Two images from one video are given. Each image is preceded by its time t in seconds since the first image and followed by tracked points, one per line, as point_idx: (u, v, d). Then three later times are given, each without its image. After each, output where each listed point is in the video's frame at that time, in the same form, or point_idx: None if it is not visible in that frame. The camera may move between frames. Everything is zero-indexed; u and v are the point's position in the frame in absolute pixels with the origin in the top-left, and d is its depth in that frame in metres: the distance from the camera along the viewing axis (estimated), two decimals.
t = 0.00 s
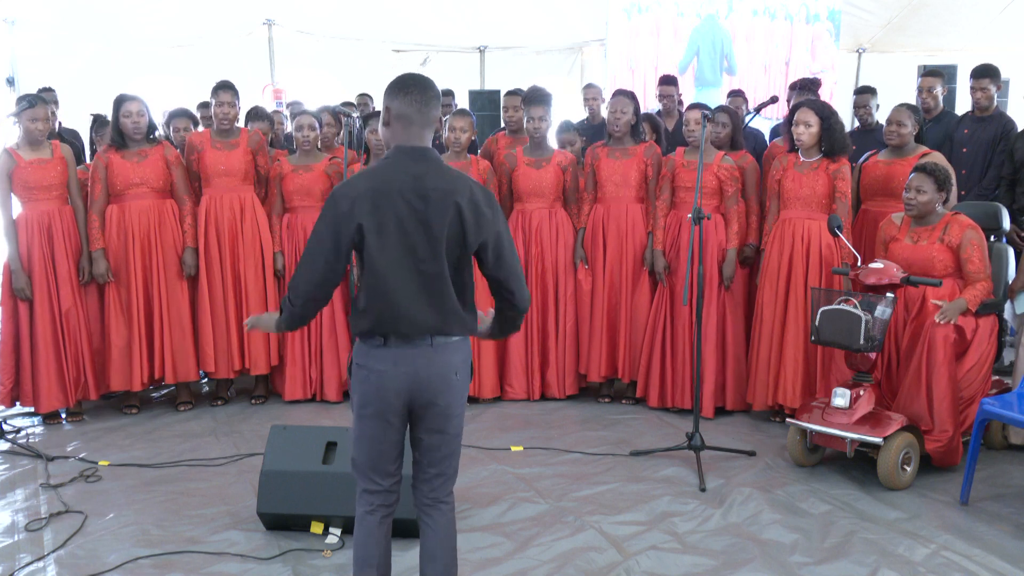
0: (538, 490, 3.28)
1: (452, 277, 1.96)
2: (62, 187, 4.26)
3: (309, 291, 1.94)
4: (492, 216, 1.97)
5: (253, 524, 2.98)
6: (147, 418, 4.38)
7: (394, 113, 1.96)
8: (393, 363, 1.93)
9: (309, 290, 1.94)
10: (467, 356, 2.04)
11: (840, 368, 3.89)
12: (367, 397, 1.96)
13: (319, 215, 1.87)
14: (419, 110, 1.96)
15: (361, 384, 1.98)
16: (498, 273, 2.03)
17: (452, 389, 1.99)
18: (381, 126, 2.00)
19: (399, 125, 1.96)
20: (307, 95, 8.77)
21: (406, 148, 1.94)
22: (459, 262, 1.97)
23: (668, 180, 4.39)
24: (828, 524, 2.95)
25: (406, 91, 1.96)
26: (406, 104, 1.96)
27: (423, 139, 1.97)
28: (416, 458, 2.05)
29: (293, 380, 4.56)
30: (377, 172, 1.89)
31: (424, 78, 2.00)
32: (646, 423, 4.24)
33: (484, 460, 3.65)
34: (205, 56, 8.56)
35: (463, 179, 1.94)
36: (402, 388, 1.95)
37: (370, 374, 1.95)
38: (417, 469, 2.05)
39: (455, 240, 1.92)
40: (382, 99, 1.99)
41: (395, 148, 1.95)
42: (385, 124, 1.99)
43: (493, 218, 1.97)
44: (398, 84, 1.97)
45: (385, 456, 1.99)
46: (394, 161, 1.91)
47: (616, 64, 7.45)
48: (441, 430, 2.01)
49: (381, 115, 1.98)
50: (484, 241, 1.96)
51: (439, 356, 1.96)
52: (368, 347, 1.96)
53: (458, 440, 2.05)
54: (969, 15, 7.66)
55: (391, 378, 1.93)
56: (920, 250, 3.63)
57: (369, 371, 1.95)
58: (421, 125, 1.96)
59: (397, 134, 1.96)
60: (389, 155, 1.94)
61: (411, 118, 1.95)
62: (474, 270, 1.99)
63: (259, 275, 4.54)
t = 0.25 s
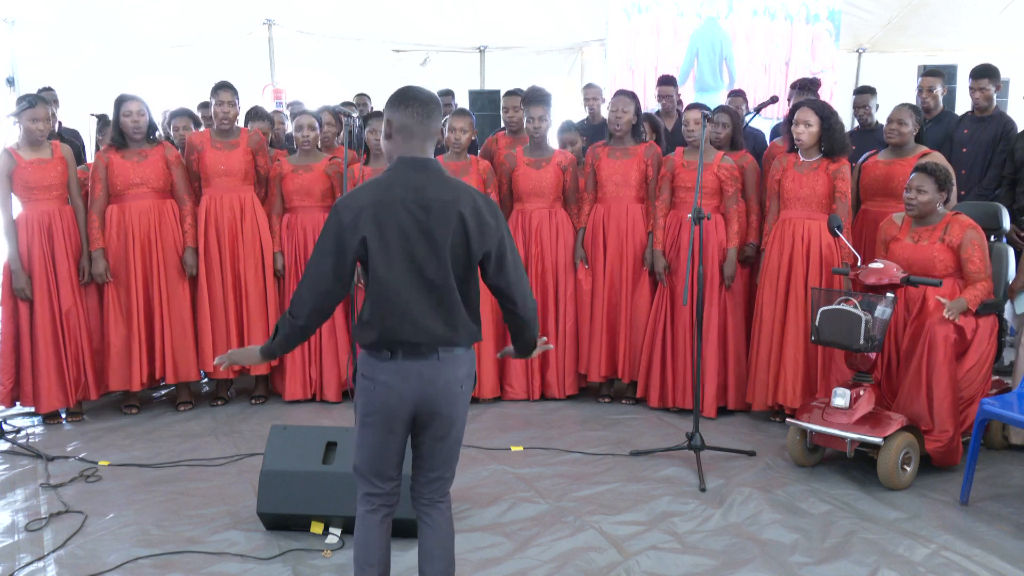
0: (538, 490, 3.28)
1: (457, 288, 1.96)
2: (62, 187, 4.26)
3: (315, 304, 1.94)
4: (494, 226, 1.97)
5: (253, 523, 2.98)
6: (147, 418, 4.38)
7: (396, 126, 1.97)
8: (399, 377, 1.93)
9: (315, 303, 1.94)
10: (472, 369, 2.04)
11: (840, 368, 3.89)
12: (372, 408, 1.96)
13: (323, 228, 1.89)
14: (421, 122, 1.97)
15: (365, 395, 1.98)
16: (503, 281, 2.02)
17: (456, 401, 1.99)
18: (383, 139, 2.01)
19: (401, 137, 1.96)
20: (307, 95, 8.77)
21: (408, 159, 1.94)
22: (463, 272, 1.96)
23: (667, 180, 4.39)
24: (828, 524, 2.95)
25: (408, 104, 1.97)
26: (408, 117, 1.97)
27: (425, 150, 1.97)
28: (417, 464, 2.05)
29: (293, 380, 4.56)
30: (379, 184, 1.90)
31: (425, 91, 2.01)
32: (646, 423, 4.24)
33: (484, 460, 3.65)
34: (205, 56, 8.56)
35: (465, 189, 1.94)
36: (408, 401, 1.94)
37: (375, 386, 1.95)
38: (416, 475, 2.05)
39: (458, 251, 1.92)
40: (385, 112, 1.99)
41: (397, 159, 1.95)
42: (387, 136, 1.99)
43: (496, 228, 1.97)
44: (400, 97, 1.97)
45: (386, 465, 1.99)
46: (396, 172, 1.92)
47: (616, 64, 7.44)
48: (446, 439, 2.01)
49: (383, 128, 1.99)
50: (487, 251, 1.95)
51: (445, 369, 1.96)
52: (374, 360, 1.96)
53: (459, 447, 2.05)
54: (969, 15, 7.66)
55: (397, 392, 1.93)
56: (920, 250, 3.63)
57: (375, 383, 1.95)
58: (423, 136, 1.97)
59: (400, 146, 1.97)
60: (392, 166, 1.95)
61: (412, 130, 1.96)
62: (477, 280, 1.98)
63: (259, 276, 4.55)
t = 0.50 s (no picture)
0: (538, 490, 3.28)
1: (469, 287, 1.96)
2: (62, 187, 4.26)
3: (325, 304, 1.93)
4: (507, 226, 1.98)
5: (253, 524, 2.98)
6: (147, 418, 4.38)
7: (404, 126, 1.96)
8: (410, 377, 1.92)
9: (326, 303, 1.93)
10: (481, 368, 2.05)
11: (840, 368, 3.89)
12: (381, 407, 1.95)
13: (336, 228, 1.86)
14: (428, 122, 1.97)
15: (374, 395, 1.97)
16: (513, 281, 2.05)
17: (466, 400, 2.00)
18: (390, 139, 2.00)
19: (409, 138, 1.96)
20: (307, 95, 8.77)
21: (418, 159, 1.93)
22: (476, 271, 1.97)
23: (666, 180, 4.38)
24: (828, 524, 2.95)
25: (415, 103, 1.96)
26: (416, 117, 1.96)
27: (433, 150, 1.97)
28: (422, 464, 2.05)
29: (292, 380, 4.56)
30: (393, 184, 1.88)
31: (430, 91, 2.01)
32: (646, 423, 4.24)
33: (484, 460, 3.65)
34: (205, 56, 8.56)
35: (478, 189, 1.94)
36: (418, 401, 1.94)
37: (385, 387, 1.94)
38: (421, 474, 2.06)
39: (472, 251, 1.93)
40: (391, 112, 1.99)
41: (406, 160, 1.95)
42: (393, 137, 1.99)
43: (507, 228, 1.98)
44: (406, 97, 1.97)
45: (391, 464, 1.99)
46: (410, 172, 1.91)
47: (616, 64, 7.45)
48: (453, 438, 2.02)
49: (390, 128, 1.98)
50: (500, 251, 1.97)
51: (456, 369, 1.96)
52: (383, 359, 1.95)
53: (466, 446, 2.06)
54: (969, 15, 7.66)
55: (408, 393, 1.92)
56: (921, 250, 3.63)
57: (385, 383, 1.94)
58: (430, 136, 1.97)
59: (408, 146, 1.96)
60: (402, 166, 1.94)
61: (421, 130, 1.96)
62: (490, 279, 1.99)
63: (259, 276, 4.55)
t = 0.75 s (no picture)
0: (538, 490, 3.28)
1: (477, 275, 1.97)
2: (63, 187, 4.26)
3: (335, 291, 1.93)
4: (514, 215, 1.99)
5: (253, 524, 2.98)
6: (147, 418, 4.37)
7: (409, 117, 1.97)
8: (417, 365, 1.92)
9: (335, 290, 1.93)
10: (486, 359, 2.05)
11: (840, 369, 3.89)
12: (387, 398, 1.94)
13: (346, 214, 1.87)
14: (435, 112, 1.98)
15: (379, 386, 1.95)
16: (520, 270, 2.06)
17: (473, 391, 2.00)
18: (395, 130, 2.01)
19: (415, 128, 1.97)
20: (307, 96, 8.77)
21: (425, 148, 1.94)
22: (484, 260, 1.97)
23: (665, 180, 4.38)
24: (828, 524, 2.95)
25: (421, 95, 1.97)
26: (421, 107, 1.97)
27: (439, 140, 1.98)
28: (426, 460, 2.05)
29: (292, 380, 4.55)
30: (403, 172, 1.89)
31: (435, 82, 2.01)
32: (646, 423, 4.24)
33: (484, 460, 3.65)
34: (205, 56, 8.56)
35: (486, 178, 1.95)
36: (425, 391, 1.94)
37: (392, 377, 1.93)
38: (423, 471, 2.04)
39: (480, 239, 1.93)
40: (396, 103, 1.99)
41: (413, 150, 1.96)
42: (399, 128, 2.00)
43: (514, 217, 1.99)
44: (412, 87, 1.98)
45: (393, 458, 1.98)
46: (418, 161, 1.92)
47: (616, 64, 7.45)
48: (459, 431, 2.02)
49: (395, 119, 1.99)
50: (507, 239, 1.97)
51: (463, 357, 1.96)
52: (390, 346, 1.95)
53: (470, 442, 2.06)
54: (969, 15, 7.66)
55: (416, 381, 1.92)
56: (921, 251, 3.63)
57: (392, 373, 1.93)
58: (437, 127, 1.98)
59: (414, 137, 1.97)
60: (409, 156, 1.95)
61: (427, 121, 1.96)
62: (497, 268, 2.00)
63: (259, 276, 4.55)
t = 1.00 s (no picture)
0: (538, 490, 3.28)
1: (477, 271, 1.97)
2: (63, 186, 4.26)
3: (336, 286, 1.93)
4: (514, 212, 1.98)
5: (253, 524, 2.98)
6: (147, 418, 4.37)
7: (412, 111, 1.97)
8: (417, 358, 1.92)
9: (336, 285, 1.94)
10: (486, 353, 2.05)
11: (840, 369, 3.89)
12: (388, 392, 1.93)
13: (347, 209, 1.87)
14: (438, 108, 1.98)
15: (380, 381, 1.95)
16: (519, 267, 2.05)
17: (474, 387, 2.00)
18: (398, 125, 2.01)
19: (417, 123, 1.97)
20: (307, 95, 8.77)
21: (428, 144, 1.95)
22: (484, 256, 1.97)
23: (665, 180, 4.38)
24: (828, 524, 2.95)
25: (424, 89, 1.97)
26: (424, 102, 1.97)
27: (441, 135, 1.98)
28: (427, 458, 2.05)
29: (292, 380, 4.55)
30: (404, 168, 1.89)
31: (439, 77, 2.01)
32: (646, 423, 4.24)
33: (484, 460, 3.65)
34: (205, 56, 8.56)
35: (486, 174, 1.95)
36: (426, 385, 1.93)
37: (393, 371, 1.92)
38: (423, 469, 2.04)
39: (480, 235, 1.93)
40: (400, 98, 1.99)
41: (415, 145, 1.96)
42: (402, 123, 2.00)
43: (514, 213, 1.99)
44: (415, 82, 1.98)
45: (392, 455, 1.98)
46: (420, 157, 1.93)
47: (616, 64, 7.45)
48: (460, 428, 2.01)
49: (398, 114, 1.99)
50: (507, 236, 1.97)
51: (463, 352, 1.96)
52: (389, 340, 1.95)
53: (472, 440, 2.05)
54: (969, 15, 7.66)
55: (416, 375, 1.92)
56: (921, 251, 3.63)
57: (392, 367, 1.92)
58: (439, 122, 1.98)
59: (417, 132, 1.98)
60: (412, 151, 1.95)
61: (430, 116, 1.97)
62: (497, 264, 1.99)
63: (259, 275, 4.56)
